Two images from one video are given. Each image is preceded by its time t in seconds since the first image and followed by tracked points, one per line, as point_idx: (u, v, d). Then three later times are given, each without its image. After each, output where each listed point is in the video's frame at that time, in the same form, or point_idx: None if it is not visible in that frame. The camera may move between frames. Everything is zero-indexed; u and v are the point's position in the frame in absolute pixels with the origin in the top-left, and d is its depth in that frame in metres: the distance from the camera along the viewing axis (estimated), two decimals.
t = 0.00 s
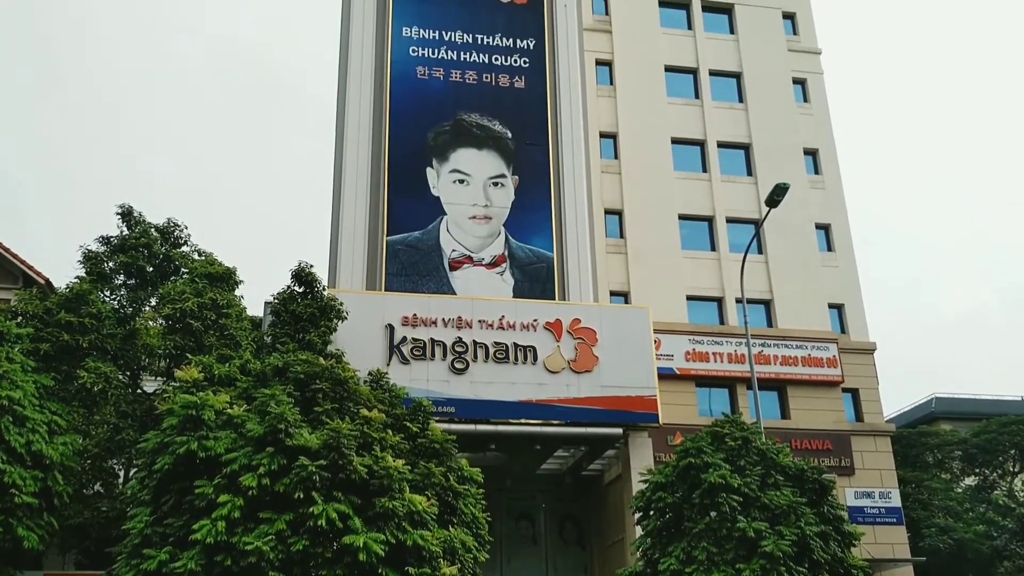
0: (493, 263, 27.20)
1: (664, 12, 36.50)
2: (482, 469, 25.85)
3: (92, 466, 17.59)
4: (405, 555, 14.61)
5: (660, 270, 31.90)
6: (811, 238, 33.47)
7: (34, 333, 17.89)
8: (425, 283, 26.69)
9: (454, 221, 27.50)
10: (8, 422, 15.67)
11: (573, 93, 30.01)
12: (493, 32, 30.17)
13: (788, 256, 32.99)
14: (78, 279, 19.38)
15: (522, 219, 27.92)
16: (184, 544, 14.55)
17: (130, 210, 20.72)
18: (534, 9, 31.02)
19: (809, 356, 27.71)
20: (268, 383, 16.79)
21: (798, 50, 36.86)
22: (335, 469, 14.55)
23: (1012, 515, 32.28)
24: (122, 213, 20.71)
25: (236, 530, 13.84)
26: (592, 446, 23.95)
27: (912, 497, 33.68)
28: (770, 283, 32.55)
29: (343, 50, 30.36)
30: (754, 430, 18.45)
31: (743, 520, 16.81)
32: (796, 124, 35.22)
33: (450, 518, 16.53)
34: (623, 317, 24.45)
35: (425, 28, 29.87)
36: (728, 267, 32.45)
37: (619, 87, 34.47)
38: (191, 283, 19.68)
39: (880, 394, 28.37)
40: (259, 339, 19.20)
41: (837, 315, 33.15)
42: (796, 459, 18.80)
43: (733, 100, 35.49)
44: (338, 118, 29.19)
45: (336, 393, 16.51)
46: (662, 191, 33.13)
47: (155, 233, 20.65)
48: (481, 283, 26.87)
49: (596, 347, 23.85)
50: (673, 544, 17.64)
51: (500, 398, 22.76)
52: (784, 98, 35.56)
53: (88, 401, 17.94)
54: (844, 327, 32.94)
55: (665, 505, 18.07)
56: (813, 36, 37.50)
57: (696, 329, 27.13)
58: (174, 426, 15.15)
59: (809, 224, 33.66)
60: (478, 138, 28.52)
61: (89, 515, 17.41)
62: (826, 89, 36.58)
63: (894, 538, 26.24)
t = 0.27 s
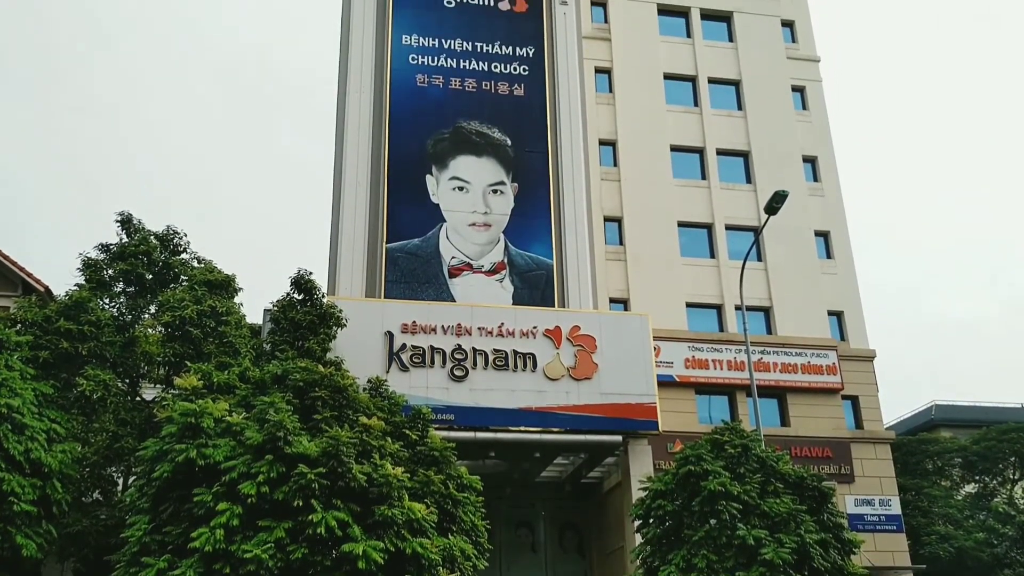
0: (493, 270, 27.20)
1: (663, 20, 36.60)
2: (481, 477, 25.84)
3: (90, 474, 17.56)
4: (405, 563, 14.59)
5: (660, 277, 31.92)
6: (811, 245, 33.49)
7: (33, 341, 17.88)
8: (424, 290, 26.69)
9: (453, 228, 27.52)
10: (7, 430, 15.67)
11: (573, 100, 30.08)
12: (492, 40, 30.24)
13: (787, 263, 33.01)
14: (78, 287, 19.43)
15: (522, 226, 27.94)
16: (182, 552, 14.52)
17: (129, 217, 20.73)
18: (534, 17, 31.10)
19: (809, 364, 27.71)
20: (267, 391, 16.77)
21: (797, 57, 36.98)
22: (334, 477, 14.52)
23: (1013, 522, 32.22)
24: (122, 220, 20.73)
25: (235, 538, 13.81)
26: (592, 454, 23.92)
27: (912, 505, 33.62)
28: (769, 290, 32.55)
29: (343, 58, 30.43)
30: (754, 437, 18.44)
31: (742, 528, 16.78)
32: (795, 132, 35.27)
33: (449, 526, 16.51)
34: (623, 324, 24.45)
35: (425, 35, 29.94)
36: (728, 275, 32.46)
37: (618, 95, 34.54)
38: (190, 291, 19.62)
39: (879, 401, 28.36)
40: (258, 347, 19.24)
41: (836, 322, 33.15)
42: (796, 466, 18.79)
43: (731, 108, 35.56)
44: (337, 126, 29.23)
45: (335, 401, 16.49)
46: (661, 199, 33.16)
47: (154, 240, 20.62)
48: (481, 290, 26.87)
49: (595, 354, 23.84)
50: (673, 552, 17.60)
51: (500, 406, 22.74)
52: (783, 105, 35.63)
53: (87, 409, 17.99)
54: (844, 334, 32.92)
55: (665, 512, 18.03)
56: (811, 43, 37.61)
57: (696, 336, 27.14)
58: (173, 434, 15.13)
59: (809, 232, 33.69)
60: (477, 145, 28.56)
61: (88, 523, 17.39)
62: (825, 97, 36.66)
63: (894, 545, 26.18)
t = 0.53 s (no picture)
0: (492, 278, 27.21)
1: (662, 29, 36.70)
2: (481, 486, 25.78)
3: (89, 482, 17.54)
4: (404, 572, 14.59)
5: (659, 285, 31.93)
6: (810, 253, 33.50)
7: (33, 349, 17.87)
8: (424, 298, 26.69)
9: (453, 236, 27.53)
10: (6, 438, 15.65)
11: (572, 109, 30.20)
12: (492, 49, 30.31)
13: (787, 271, 33.03)
14: (77, 294, 19.40)
15: (521, 234, 27.96)
16: (181, 561, 14.49)
17: (129, 226, 20.75)
18: (533, 25, 31.17)
19: (808, 371, 27.70)
20: (266, 399, 16.75)
21: (796, 65, 37.10)
22: (333, 485, 14.49)
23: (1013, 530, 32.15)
24: (122, 228, 20.73)
25: (234, 547, 13.78)
26: (591, 462, 23.88)
27: (913, 513, 33.55)
28: (769, 298, 32.55)
29: (343, 66, 30.50)
30: (754, 446, 18.43)
31: (742, 537, 16.73)
32: (794, 140, 35.33)
33: (448, 535, 16.48)
34: (622, 332, 24.45)
35: (425, 44, 30.00)
36: (727, 282, 32.46)
37: (618, 103, 34.62)
38: (189, 299, 19.62)
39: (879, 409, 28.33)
40: (257, 355, 19.31)
41: (836, 330, 33.14)
42: (796, 474, 18.77)
43: (730, 116, 35.62)
44: (337, 134, 29.27)
45: (335, 409, 16.46)
46: (660, 207, 33.18)
47: (154, 248, 20.64)
48: (481, 298, 26.87)
49: (595, 363, 23.83)
50: (673, 561, 17.55)
51: (499, 414, 22.71)
52: (782, 113, 35.69)
53: (87, 417, 18.06)
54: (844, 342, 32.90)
55: (665, 521, 17.99)
56: (810, 52, 37.74)
57: (695, 344, 27.14)
58: (172, 442, 15.10)
59: (808, 239, 33.72)
60: (477, 153, 28.59)
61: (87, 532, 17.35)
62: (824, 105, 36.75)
63: (895, 553, 26.12)
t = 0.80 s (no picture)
0: (492, 286, 27.22)
1: (661, 38, 36.80)
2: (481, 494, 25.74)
3: (88, 491, 17.50)
4: None
5: (659, 294, 31.96)
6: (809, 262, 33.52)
7: (32, 358, 17.85)
8: (424, 306, 26.69)
9: (452, 245, 27.55)
10: (5, 447, 15.62)
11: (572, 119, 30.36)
12: (492, 58, 30.38)
13: (786, 279, 33.04)
14: (77, 303, 19.39)
15: (521, 243, 27.98)
16: (180, 570, 14.44)
17: (129, 234, 20.75)
18: (533, 35, 31.25)
19: (808, 380, 27.68)
20: (266, 408, 16.73)
21: (795, 75, 37.22)
22: (333, 495, 14.44)
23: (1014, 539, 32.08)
24: (122, 237, 20.74)
25: (233, 556, 13.74)
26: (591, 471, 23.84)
27: (913, 522, 33.48)
28: (769, 306, 32.55)
29: (343, 76, 30.57)
30: (753, 455, 18.41)
31: (743, 546, 16.68)
32: (793, 149, 35.40)
33: (448, 544, 16.45)
34: (622, 341, 24.44)
35: (424, 53, 30.06)
36: (727, 291, 32.46)
37: (617, 112, 34.69)
38: (189, 307, 19.59)
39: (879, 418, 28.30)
40: (257, 364, 19.41)
41: (835, 339, 33.13)
42: (795, 483, 18.74)
43: (730, 125, 35.69)
44: (337, 143, 29.32)
45: (334, 418, 16.42)
46: (660, 215, 33.21)
47: (153, 257, 20.65)
48: (480, 307, 26.86)
49: (595, 371, 23.81)
50: (673, 570, 17.46)
51: (499, 423, 22.68)
52: (781, 122, 35.77)
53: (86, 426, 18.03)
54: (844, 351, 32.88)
55: (665, 530, 17.92)
56: (809, 61, 37.86)
57: (695, 353, 27.14)
58: (171, 451, 15.07)
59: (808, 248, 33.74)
60: (476, 162, 28.63)
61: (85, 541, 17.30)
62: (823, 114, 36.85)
63: (895, 562, 26.06)
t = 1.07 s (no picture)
0: (491, 295, 27.22)
1: (660, 47, 36.89)
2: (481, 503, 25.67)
3: (87, 500, 17.46)
4: None
5: (659, 302, 31.96)
6: (809, 270, 33.54)
7: (31, 367, 17.82)
8: (423, 315, 26.67)
9: (452, 254, 27.56)
10: (4, 457, 15.60)
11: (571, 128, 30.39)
12: (491, 67, 30.44)
13: (786, 287, 33.05)
14: (76, 312, 19.37)
15: (521, 251, 27.99)
16: None
17: (129, 243, 20.75)
18: (532, 44, 31.31)
19: (808, 389, 27.65)
20: (265, 417, 16.70)
21: (794, 84, 37.32)
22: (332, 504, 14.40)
23: (1015, 548, 31.99)
24: (122, 246, 20.74)
25: (232, 566, 13.70)
26: (591, 480, 23.80)
27: (913, 531, 33.39)
28: (768, 315, 32.54)
29: (343, 85, 30.64)
30: (753, 464, 18.38)
31: (743, 555, 16.63)
32: (792, 158, 35.46)
33: (448, 554, 16.39)
34: (622, 349, 24.42)
35: (424, 62, 30.11)
36: (727, 300, 32.46)
37: (616, 121, 34.74)
38: (188, 316, 19.55)
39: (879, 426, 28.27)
40: (256, 372, 19.47)
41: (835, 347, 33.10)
42: (795, 493, 18.72)
43: (729, 133, 35.74)
44: (337, 152, 29.37)
45: (333, 428, 16.39)
46: (659, 224, 33.24)
47: (153, 266, 20.65)
48: (480, 316, 26.84)
49: (595, 380, 23.79)
50: None
51: (499, 432, 22.65)
52: (781, 131, 35.82)
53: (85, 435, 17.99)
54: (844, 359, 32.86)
55: (665, 539, 17.82)
56: (808, 71, 37.96)
57: (695, 361, 27.12)
58: (170, 461, 15.03)
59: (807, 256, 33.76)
60: (476, 171, 28.67)
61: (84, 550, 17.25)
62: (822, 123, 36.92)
63: (896, 572, 25.99)
